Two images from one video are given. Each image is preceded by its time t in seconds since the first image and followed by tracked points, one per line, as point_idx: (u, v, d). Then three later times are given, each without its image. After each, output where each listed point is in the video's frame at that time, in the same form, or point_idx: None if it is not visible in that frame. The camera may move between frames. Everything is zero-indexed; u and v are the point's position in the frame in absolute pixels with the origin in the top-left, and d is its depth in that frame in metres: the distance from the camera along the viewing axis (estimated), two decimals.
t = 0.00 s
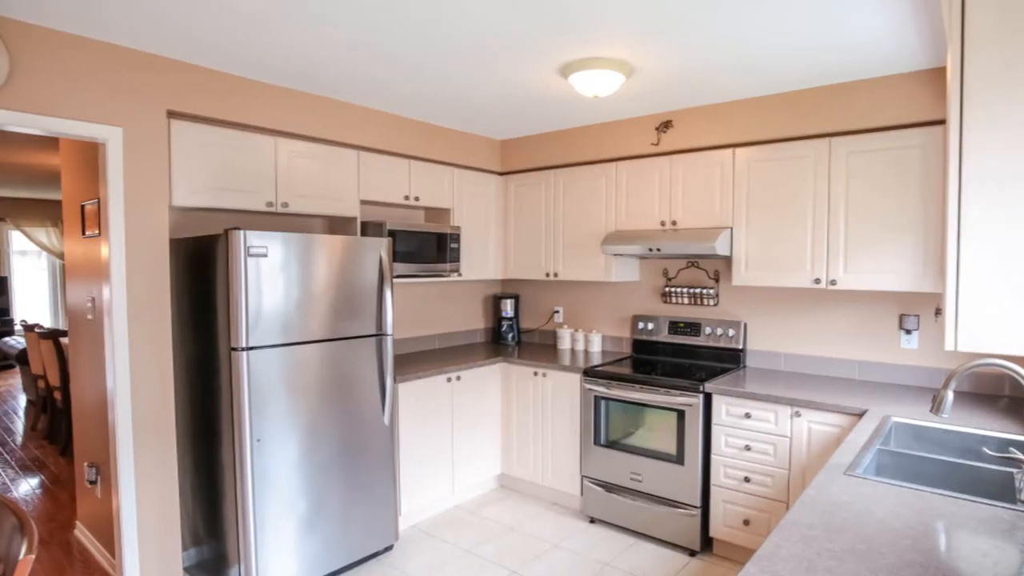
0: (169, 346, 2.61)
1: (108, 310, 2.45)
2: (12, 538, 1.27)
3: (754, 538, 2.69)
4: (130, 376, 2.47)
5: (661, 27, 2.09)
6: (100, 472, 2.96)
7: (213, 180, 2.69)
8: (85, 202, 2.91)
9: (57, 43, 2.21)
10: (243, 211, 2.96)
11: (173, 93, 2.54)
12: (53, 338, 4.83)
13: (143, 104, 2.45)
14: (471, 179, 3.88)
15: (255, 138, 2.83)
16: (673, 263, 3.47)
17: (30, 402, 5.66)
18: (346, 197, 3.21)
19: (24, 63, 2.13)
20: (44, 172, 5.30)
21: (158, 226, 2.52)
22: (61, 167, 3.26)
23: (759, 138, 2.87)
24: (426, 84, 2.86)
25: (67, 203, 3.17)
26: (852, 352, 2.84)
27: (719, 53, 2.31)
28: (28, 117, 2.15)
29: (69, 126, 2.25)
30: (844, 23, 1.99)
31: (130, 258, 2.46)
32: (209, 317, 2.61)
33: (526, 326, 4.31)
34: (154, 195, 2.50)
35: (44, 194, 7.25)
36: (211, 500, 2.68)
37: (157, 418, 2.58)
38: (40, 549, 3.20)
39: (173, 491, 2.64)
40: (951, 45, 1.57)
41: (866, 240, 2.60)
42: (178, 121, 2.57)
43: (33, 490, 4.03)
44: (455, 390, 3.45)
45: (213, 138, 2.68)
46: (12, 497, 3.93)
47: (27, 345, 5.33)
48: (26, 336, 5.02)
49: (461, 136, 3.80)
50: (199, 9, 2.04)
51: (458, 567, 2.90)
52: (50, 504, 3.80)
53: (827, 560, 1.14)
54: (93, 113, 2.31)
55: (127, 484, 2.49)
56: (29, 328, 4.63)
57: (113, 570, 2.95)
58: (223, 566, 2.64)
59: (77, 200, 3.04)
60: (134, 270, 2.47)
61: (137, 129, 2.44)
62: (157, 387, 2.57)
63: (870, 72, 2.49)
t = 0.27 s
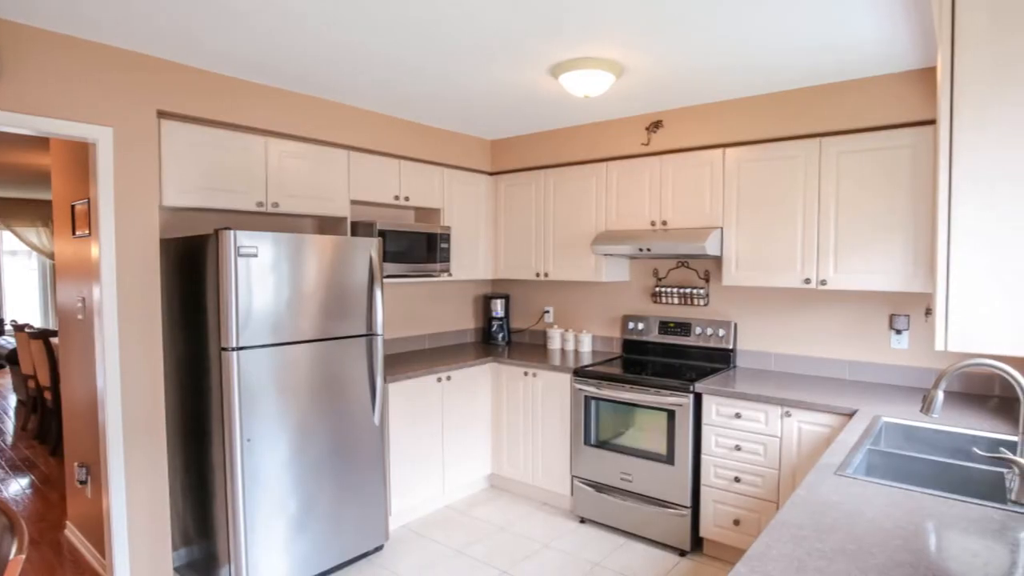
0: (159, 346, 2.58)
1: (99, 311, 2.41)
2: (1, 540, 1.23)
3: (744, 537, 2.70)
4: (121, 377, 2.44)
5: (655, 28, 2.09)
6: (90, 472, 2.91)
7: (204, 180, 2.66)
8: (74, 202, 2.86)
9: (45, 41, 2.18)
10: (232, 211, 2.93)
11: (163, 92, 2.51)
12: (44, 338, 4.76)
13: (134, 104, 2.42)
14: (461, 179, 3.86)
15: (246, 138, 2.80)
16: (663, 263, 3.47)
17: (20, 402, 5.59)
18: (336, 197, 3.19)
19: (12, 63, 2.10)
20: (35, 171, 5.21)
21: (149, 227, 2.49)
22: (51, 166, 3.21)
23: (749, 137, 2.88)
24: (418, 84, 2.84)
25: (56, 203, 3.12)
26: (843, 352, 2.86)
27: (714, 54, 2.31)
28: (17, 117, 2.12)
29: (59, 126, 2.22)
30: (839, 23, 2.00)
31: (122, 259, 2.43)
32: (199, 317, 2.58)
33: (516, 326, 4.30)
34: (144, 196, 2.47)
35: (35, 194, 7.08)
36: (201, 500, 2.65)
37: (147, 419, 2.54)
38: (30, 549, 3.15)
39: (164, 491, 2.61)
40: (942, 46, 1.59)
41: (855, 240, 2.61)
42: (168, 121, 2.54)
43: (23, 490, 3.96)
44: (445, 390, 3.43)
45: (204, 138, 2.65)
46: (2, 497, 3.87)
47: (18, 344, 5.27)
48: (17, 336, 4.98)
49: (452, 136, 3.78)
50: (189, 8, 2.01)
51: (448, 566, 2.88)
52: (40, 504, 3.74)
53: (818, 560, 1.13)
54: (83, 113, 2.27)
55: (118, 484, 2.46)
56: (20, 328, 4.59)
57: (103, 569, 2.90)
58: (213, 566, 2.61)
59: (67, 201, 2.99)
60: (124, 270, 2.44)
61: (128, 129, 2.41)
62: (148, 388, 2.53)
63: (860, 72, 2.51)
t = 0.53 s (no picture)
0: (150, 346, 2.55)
1: (89, 310, 2.38)
2: None
3: (734, 537, 2.70)
4: (111, 376, 2.41)
5: (646, 27, 2.08)
6: (81, 472, 2.86)
7: (194, 180, 2.63)
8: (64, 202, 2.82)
9: (35, 41, 2.15)
10: (221, 211, 2.90)
11: (153, 92, 2.48)
12: (35, 337, 4.69)
13: (124, 104, 2.39)
14: (451, 179, 3.84)
15: (236, 138, 2.77)
16: (653, 263, 3.47)
17: (9, 402, 5.51)
18: (326, 197, 3.16)
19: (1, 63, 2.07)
20: (26, 170, 5.12)
21: (139, 228, 2.46)
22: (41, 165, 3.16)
23: (740, 138, 2.89)
24: (410, 84, 2.82)
25: (46, 202, 3.07)
26: (833, 352, 2.87)
27: (708, 55, 2.32)
28: (7, 117, 2.09)
29: (49, 126, 2.20)
30: (832, 24, 2.01)
31: (111, 259, 2.39)
32: (189, 317, 2.55)
33: (507, 326, 4.29)
34: (133, 196, 2.44)
35: (24, 194, 6.98)
36: (191, 500, 2.62)
37: (138, 418, 2.51)
38: (19, 549, 3.09)
39: (155, 491, 2.58)
40: (933, 47, 1.57)
41: (845, 241, 2.62)
42: (158, 121, 2.51)
43: (13, 490, 3.90)
44: (436, 390, 3.41)
45: (194, 138, 2.62)
46: None
47: (8, 343, 5.19)
48: (7, 335, 4.91)
49: (442, 136, 3.77)
50: (177, 8, 1.98)
51: (438, 566, 2.86)
52: (29, 504, 3.67)
53: (807, 560, 1.13)
54: (73, 113, 2.25)
55: (108, 483, 2.42)
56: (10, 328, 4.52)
57: (94, 569, 2.85)
58: (203, 566, 2.58)
59: (57, 201, 2.94)
60: (114, 270, 2.41)
61: (118, 129, 2.38)
62: (138, 388, 2.50)
63: (850, 71, 2.52)
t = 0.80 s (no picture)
0: (140, 345, 2.52)
1: (79, 310, 2.35)
2: None
3: (724, 537, 2.70)
4: (101, 375, 2.38)
5: (636, 27, 2.08)
6: (71, 472, 2.82)
7: (184, 180, 2.60)
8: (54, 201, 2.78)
9: (23, 41, 2.12)
10: (211, 210, 2.87)
11: (143, 92, 2.45)
12: (24, 337, 4.62)
13: (113, 104, 2.36)
14: (441, 179, 3.82)
15: (226, 138, 2.74)
16: (643, 263, 3.48)
17: None
18: (317, 197, 3.13)
19: None
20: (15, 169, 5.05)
21: (129, 229, 2.44)
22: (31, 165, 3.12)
23: (729, 138, 2.90)
24: (402, 84, 2.80)
25: (36, 201, 3.03)
26: (823, 352, 2.88)
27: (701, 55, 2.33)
28: None
29: (42, 126, 2.18)
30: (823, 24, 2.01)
31: (100, 259, 2.36)
32: (179, 316, 2.52)
33: (497, 326, 4.28)
34: (123, 197, 2.41)
35: (15, 194, 6.90)
36: (182, 501, 2.59)
37: (128, 418, 2.48)
38: (9, 550, 3.04)
39: (145, 491, 2.55)
40: (922, 42, 1.43)
41: (834, 241, 2.63)
42: (148, 121, 2.48)
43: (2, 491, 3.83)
44: (425, 391, 3.39)
45: (184, 138, 2.60)
46: None
47: None
48: None
49: (433, 136, 3.75)
50: (164, 7, 1.95)
51: (428, 566, 2.85)
52: (20, 504, 3.61)
53: (797, 560, 1.13)
54: (63, 112, 2.23)
55: (98, 484, 2.39)
56: None
57: (83, 570, 2.80)
58: (194, 566, 2.55)
59: (47, 201, 2.89)
60: (104, 270, 2.38)
61: (108, 129, 2.36)
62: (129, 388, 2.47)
63: (840, 72, 2.53)
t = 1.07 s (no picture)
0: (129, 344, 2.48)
1: (69, 311, 2.32)
2: None
3: (714, 537, 2.71)
4: (92, 375, 2.35)
5: (627, 27, 2.08)
6: (62, 471, 2.77)
7: (175, 180, 2.58)
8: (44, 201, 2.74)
9: (13, 40, 2.10)
10: (201, 210, 2.84)
11: (133, 92, 2.42)
12: (14, 337, 4.56)
13: (104, 104, 2.34)
14: (432, 179, 3.80)
15: (216, 138, 2.71)
16: (633, 263, 3.48)
17: None
18: (307, 197, 3.10)
19: None
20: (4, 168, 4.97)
21: (120, 229, 2.42)
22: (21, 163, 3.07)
23: (720, 138, 2.90)
24: (393, 83, 2.78)
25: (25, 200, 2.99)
26: (814, 352, 2.89)
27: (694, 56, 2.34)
28: None
29: (33, 126, 2.16)
30: (814, 24, 2.02)
31: (91, 259, 2.34)
32: (169, 315, 2.49)
33: (487, 326, 4.27)
34: (113, 197, 2.39)
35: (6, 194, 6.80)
36: (173, 501, 2.56)
37: (119, 418, 2.45)
38: None
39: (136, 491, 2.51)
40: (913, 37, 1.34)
41: (824, 242, 2.64)
42: (138, 121, 2.46)
43: None
44: (416, 391, 3.37)
45: (175, 138, 2.57)
46: None
47: None
48: None
49: (424, 135, 3.73)
50: (153, 6, 1.93)
51: (418, 567, 2.83)
52: (10, 504, 3.55)
53: (788, 560, 1.13)
54: (55, 112, 2.21)
55: (89, 484, 2.36)
56: None
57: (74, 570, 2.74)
58: (184, 566, 2.53)
59: (37, 201, 2.84)
60: (94, 270, 2.35)
61: (100, 129, 2.34)
62: (119, 389, 2.44)
63: (831, 72, 2.53)
